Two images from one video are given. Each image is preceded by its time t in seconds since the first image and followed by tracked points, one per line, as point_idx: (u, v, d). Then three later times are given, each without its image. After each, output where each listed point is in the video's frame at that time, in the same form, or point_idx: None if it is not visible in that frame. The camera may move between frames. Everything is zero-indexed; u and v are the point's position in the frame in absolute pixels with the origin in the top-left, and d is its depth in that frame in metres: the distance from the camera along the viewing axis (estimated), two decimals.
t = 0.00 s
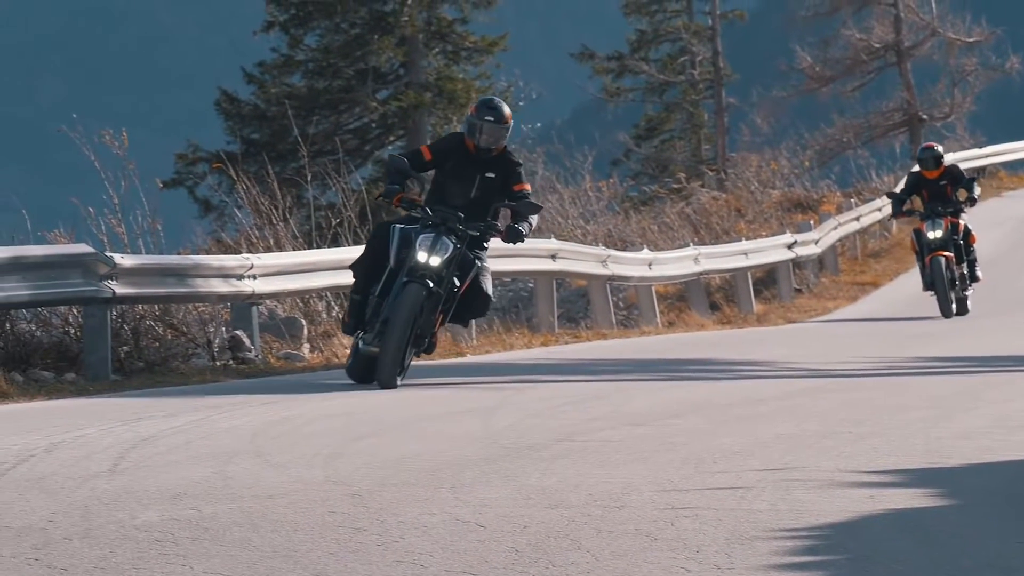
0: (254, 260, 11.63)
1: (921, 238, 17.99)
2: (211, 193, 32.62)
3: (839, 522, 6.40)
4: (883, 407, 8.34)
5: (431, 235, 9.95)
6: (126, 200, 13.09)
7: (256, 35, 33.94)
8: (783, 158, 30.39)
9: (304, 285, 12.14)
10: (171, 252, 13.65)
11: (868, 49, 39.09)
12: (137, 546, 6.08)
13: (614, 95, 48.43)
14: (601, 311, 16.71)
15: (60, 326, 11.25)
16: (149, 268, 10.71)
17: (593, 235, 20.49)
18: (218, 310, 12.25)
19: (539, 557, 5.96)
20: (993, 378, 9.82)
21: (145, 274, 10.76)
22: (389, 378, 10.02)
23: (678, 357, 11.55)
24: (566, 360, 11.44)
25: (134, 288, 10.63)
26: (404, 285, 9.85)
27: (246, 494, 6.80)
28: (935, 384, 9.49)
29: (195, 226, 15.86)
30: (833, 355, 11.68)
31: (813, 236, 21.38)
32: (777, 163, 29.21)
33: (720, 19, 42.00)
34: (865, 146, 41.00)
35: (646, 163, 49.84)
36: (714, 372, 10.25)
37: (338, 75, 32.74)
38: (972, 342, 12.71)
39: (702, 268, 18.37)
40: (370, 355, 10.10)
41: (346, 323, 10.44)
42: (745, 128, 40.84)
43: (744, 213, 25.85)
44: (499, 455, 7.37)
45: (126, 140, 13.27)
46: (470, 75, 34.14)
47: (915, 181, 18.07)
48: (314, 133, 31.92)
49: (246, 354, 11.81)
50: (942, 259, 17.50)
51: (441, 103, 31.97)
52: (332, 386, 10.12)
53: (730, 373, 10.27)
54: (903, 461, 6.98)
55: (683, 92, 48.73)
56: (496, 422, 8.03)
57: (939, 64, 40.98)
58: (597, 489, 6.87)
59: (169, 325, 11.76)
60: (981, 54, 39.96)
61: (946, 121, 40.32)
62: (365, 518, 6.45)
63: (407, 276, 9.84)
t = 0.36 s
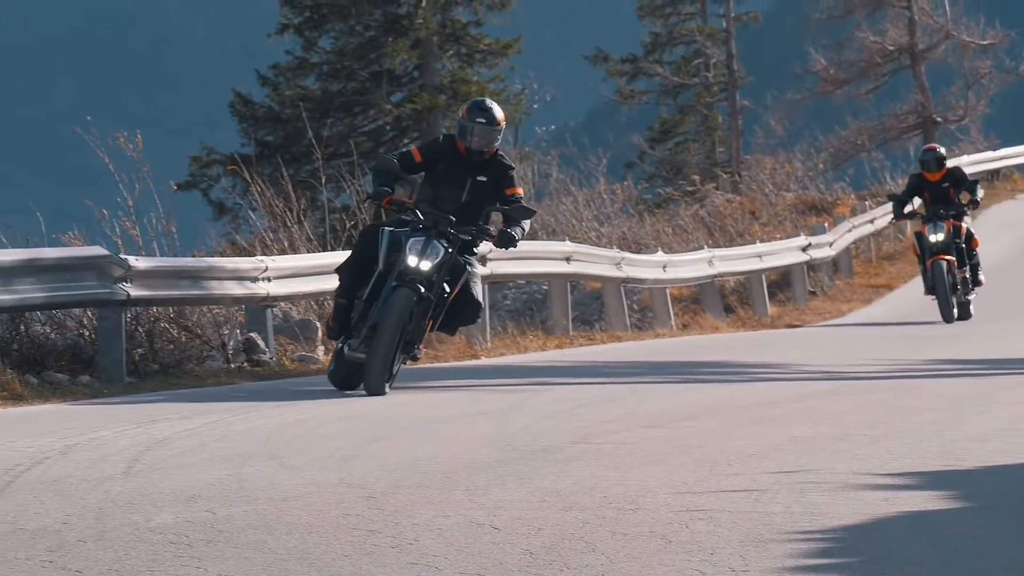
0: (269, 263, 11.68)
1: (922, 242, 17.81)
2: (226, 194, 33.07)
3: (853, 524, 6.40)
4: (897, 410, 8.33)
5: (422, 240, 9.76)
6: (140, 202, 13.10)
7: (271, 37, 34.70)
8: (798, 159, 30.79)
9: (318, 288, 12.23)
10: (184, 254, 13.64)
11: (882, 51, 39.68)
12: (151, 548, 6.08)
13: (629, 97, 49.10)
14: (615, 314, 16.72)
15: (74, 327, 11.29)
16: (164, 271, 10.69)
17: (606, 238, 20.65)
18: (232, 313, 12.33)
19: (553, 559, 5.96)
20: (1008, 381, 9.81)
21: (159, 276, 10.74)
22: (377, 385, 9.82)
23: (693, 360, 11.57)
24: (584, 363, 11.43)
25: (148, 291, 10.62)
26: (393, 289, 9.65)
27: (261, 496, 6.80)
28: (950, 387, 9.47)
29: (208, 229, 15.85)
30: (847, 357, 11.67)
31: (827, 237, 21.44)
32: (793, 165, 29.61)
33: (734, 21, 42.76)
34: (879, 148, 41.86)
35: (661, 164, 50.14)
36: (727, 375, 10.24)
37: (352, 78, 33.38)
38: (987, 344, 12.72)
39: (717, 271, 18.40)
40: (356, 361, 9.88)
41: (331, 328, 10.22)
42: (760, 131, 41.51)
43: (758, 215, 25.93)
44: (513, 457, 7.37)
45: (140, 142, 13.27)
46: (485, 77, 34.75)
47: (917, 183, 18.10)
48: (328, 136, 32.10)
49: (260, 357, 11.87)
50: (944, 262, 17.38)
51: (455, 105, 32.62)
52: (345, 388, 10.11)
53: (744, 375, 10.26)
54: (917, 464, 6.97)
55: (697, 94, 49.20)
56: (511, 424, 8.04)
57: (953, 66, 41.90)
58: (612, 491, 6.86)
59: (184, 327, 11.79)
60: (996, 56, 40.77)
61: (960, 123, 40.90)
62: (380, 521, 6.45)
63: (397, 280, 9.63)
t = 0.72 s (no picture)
0: (287, 265, 11.67)
1: (926, 244, 17.69)
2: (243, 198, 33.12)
3: (872, 527, 6.41)
4: (915, 412, 8.32)
5: (418, 243, 9.34)
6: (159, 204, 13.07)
7: (287, 41, 34.69)
8: (815, 160, 31.22)
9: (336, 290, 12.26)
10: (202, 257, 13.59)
11: (901, 53, 40.66)
12: (170, 551, 6.08)
13: (646, 99, 49.38)
14: (634, 316, 16.73)
15: (93, 330, 11.31)
16: (182, 273, 10.70)
17: (625, 240, 20.55)
18: (250, 315, 12.40)
19: (572, 562, 5.96)
20: None
21: (178, 279, 10.77)
22: (370, 392, 9.50)
23: (712, 362, 11.56)
24: (606, 365, 11.42)
25: (167, 294, 10.62)
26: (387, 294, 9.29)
27: (280, 499, 6.80)
28: (966, 389, 9.47)
29: (226, 232, 15.87)
30: (863, 360, 11.67)
31: (846, 240, 21.45)
32: (810, 168, 30.08)
33: (753, 25, 43.32)
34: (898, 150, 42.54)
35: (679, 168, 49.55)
36: (745, 377, 10.22)
37: (371, 80, 33.41)
38: (1007, 347, 12.71)
39: (735, 273, 18.39)
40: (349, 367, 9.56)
41: (322, 333, 9.92)
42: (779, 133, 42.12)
43: (777, 219, 25.97)
44: (532, 459, 7.37)
45: (159, 144, 13.25)
46: (503, 79, 35.08)
47: (922, 185, 18.09)
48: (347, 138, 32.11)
49: (278, 360, 11.90)
50: (948, 265, 17.25)
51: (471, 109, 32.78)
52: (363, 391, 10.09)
53: (762, 378, 10.25)
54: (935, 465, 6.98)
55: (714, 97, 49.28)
56: (530, 427, 8.03)
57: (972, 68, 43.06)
58: (631, 494, 6.86)
59: (202, 330, 11.83)
60: (1013, 59, 41.92)
61: (978, 125, 42.20)
62: (398, 523, 6.45)
63: (391, 286, 9.26)
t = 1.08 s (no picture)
0: (308, 267, 11.73)
1: (932, 246, 17.59)
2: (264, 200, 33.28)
3: (893, 529, 6.41)
4: (936, 414, 8.32)
5: (416, 246, 9.07)
6: (180, 207, 13.09)
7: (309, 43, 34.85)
8: (837, 162, 31.29)
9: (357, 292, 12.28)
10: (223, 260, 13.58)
11: (922, 55, 40.83)
12: (191, 552, 6.08)
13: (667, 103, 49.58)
14: (654, 318, 16.72)
15: (114, 332, 11.39)
16: (202, 275, 10.75)
17: (646, 242, 20.51)
18: (271, 316, 12.42)
19: (593, 564, 5.96)
20: None
21: (199, 281, 10.80)
22: (368, 400, 9.21)
23: (736, 364, 11.57)
24: (631, 367, 11.42)
25: (188, 296, 10.68)
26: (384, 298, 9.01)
27: (300, 500, 6.80)
28: (987, 391, 9.46)
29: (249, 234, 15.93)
30: (884, 363, 11.66)
31: (867, 242, 21.45)
32: (831, 170, 30.13)
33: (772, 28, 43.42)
34: (918, 152, 42.59)
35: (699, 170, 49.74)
36: (765, 380, 10.23)
37: (392, 82, 33.53)
38: None
39: (756, 275, 18.39)
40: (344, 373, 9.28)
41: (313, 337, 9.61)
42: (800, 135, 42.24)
43: (798, 221, 26.04)
44: (553, 461, 7.37)
45: (179, 146, 13.24)
46: (524, 81, 35.16)
47: (929, 187, 18.04)
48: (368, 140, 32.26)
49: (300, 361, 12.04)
50: (955, 268, 17.14)
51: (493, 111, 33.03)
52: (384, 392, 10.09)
53: (782, 380, 10.24)
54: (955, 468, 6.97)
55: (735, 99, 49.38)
56: (551, 430, 8.03)
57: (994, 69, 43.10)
58: (651, 496, 6.86)
59: (224, 332, 11.89)
60: None
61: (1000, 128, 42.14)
62: (419, 525, 6.45)
63: (389, 290, 8.99)
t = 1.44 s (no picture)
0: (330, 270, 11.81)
1: (940, 248, 17.32)
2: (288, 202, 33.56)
3: (915, 531, 6.40)
4: (959, 416, 8.31)
5: (417, 249, 8.82)
6: (203, 208, 13.20)
7: (332, 44, 35.09)
8: (859, 164, 31.36)
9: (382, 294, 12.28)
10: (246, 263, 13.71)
11: (944, 58, 41.08)
12: (214, 554, 6.08)
13: (690, 104, 49.90)
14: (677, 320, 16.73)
15: (137, 334, 11.43)
16: (225, 277, 10.90)
17: (669, 245, 20.55)
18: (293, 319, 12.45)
19: (616, 566, 5.96)
20: None
21: (220, 283, 10.96)
22: (366, 407, 8.96)
23: (759, 366, 11.59)
24: (657, 368, 11.46)
25: (211, 298, 10.85)
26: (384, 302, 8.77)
27: (323, 503, 6.80)
28: (1010, 393, 9.45)
29: (270, 235, 15.89)
30: (907, 364, 11.67)
31: (889, 244, 21.47)
32: (854, 172, 30.16)
33: (794, 30, 43.51)
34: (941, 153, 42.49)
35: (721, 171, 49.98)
36: (786, 382, 10.24)
37: (414, 85, 33.72)
38: None
39: (778, 277, 18.38)
40: (341, 378, 9.04)
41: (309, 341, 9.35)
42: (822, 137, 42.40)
43: (821, 223, 26.05)
44: (575, 464, 7.38)
45: (202, 150, 13.32)
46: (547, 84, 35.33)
47: (937, 188, 17.71)
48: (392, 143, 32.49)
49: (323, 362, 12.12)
50: (962, 271, 16.87)
51: (516, 112, 33.26)
52: (413, 392, 10.11)
53: (803, 382, 10.24)
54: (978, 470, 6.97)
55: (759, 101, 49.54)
56: (574, 432, 8.04)
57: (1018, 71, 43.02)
58: (674, 498, 6.86)
59: (246, 334, 11.97)
60: None
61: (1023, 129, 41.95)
62: (442, 527, 6.44)
63: (389, 294, 8.75)
